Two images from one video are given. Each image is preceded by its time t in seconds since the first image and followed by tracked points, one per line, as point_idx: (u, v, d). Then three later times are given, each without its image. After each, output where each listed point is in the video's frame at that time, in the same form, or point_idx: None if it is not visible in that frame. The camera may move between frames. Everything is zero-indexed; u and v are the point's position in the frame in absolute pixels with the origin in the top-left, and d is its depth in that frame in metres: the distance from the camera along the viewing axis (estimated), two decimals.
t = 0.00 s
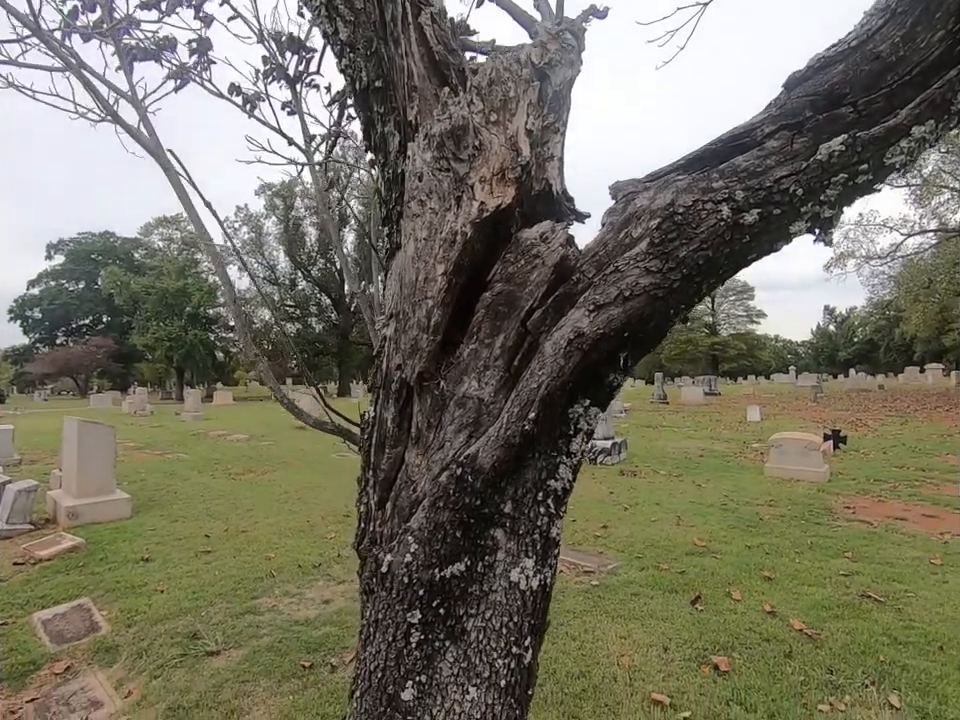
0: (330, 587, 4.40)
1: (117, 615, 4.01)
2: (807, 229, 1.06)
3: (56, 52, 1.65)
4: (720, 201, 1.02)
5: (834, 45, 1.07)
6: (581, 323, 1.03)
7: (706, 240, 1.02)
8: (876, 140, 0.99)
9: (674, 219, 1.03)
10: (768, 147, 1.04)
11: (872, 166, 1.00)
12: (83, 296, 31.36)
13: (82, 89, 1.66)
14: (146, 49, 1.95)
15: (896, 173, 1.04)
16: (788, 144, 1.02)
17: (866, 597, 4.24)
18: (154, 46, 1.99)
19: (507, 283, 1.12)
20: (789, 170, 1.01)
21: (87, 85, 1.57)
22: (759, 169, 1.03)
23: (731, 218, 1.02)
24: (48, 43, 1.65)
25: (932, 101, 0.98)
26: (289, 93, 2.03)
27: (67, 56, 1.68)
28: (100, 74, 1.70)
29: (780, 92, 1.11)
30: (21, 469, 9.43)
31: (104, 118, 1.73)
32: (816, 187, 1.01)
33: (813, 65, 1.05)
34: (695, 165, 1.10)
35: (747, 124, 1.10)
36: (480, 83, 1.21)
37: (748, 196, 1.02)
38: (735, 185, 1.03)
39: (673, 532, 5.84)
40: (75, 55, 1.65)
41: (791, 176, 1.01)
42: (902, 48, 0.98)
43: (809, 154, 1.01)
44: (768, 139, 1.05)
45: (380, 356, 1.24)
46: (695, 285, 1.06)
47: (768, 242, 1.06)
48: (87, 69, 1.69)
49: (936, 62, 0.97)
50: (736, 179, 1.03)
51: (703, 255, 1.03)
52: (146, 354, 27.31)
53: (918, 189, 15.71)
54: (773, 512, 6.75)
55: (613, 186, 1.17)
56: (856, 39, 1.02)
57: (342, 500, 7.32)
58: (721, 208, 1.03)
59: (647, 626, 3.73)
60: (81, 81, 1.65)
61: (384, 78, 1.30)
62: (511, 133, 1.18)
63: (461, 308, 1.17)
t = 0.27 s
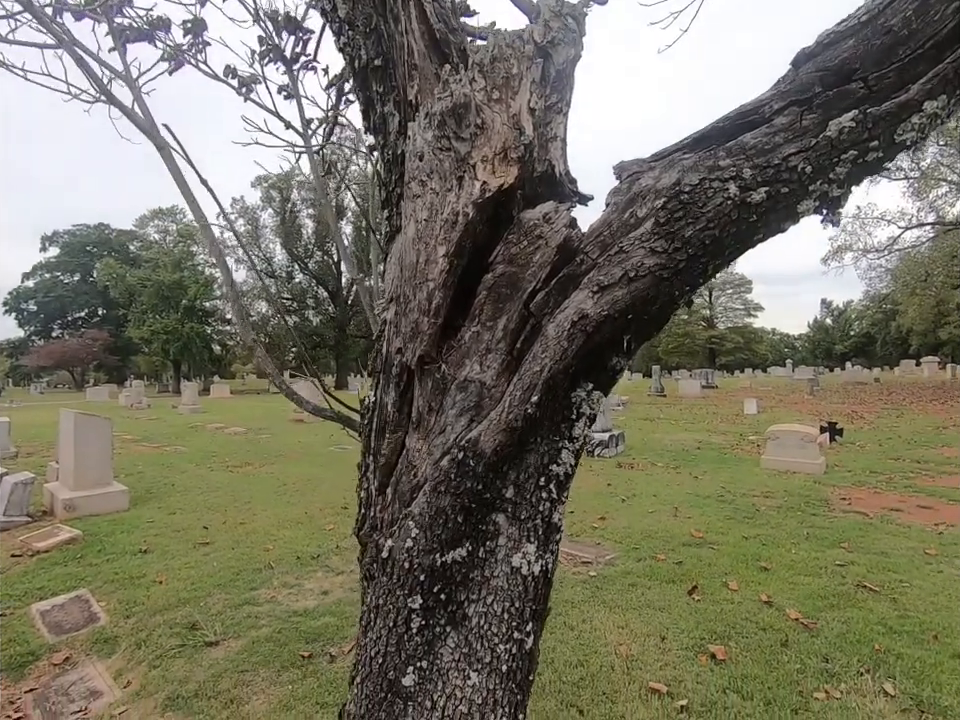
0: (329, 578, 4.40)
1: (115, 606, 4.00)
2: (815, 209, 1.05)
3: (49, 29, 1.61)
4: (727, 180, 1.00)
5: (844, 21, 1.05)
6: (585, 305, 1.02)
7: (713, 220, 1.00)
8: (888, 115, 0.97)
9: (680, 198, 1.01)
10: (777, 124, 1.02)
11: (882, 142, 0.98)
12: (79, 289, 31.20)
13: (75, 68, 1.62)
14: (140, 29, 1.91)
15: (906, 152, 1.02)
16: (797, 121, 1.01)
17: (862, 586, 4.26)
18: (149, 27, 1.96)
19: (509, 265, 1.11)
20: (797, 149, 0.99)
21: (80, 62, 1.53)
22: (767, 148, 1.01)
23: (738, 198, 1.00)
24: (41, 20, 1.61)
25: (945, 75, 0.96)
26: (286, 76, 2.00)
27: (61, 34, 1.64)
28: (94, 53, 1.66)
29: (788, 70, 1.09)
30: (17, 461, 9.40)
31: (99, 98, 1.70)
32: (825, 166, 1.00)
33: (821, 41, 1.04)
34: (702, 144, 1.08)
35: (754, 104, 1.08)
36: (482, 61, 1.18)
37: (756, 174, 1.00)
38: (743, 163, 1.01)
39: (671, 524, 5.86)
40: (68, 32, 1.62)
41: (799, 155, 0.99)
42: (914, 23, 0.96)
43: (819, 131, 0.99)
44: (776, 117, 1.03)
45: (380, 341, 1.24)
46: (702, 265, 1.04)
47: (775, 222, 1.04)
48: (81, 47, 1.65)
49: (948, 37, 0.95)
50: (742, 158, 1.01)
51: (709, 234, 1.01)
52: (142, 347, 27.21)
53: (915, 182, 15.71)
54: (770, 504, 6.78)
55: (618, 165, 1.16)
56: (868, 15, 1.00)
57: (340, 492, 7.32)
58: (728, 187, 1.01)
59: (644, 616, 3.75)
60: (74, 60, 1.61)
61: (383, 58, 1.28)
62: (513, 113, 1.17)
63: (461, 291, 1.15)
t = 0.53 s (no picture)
0: (327, 569, 4.40)
1: (114, 597, 4.00)
2: (822, 188, 1.04)
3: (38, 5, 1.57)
4: (732, 158, 0.99)
5: None
6: (587, 287, 1.01)
7: (718, 199, 0.99)
8: (898, 91, 0.95)
9: (684, 176, 1.00)
10: (784, 101, 1.00)
11: (892, 119, 0.96)
12: (74, 281, 31.02)
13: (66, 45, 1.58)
14: (133, 8, 1.87)
15: (917, 129, 1.00)
16: (805, 97, 0.99)
17: (857, 576, 4.28)
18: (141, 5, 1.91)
19: (510, 246, 1.10)
20: (804, 125, 0.98)
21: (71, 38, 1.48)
22: (774, 124, 0.99)
23: (744, 176, 0.99)
24: None
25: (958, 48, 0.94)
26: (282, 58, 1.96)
27: (51, 9, 1.59)
28: (85, 30, 1.62)
29: (797, 45, 1.07)
30: (14, 454, 9.37)
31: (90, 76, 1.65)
32: (832, 143, 0.98)
33: (831, 15, 1.01)
34: (707, 122, 1.06)
35: (760, 80, 1.06)
36: (482, 39, 1.16)
37: (762, 152, 0.98)
38: (749, 141, 1.00)
39: (668, 515, 5.87)
40: (58, 8, 1.57)
41: (806, 132, 0.98)
42: None
43: (827, 107, 0.97)
44: (783, 94, 1.01)
45: (379, 325, 1.22)
46: (706, 246, 1.03)
47: (781, 201, 1.03)
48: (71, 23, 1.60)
49: None
50: (748, 136, 0.99)
51: (714, 214, 1.00)
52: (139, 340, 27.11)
53: (914, 174, 15.68)
54: (767, 495, 6.80)
55: (621, 145, 1.14)
56: None
57: (338, 484, 7.32)
58: (733, 165, 0.99)
59: (642, 605, 3.76)
60: (65, 36, 1.57)
61: (381, 35, 1.26)
62: (515, 91, 1.15)
63: (461, 272, 1.14)
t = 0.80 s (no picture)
0: (326, 561, 4.41)
1: (112, 590, 4.00)
2: (827, 170, 1.03)
3: None
4: (736, 140, 0.98)
5: None
6: (588, 272, 1.00)
7: (722, 181, 0.98)
8: (906, 71, 0.94)
9: (688, 159, 0.99)
10: (790, 81, 0.99)
11: (899, 99, 0.95)
12: (71, 275, 30.89)
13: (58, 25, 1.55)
14: None
15: (924, 110, 0.99)
16: (811, 77, 0.98)
17: (854, 568, 4.30)
18: None
19: (510, 230, 1.08)
20: (811, 106, 0.97)
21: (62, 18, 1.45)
22: (779, 105, 0.98)
23: (748, 159, 0.98)
24: None
25: None
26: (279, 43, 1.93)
27: None
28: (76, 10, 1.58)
29: (803, 25, 1.05)
30: (11, 448, 9.35)
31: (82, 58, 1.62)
32: (838, 125, 0.97)
33: None
34: (711, 104, 1.05)
35: (765, 61, 1.04)
36: (482, 19, 1.15)
37: (767, 134, 0.97)
38: (753, 122, 0.98)
39: (666, 508, 5.89)
40: None
41: (812, 113, 0.97)
42: None
43: (833, 87, 0.96)
44: (789, 74, 1.00)
45: (377, 312, 1.21)
46: (708, 230, 1.02)
47: (786, 185, 1.02)
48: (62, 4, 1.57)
49: None
50: (753, 117, 0.98)
51: (717, 197, 0.99)
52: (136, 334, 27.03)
53: (913, 168, 15.65)
54: (764, 488, 6.82)
55: (622, 128, 1.13)
56: None
57: (336, 477, 7.32)
58: (737, 147, 0.98)
59: (640, 597, 3.77)
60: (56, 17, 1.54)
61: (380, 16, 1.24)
62: (515, 73, 1.14)
63: (459, 257, 1.13)
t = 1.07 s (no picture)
0: (325, 552, 4.41)
1: (111, 581, 4.00)
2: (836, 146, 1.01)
3: None
4: (743, 114, 0.96)
5: None
6: (591, 250, 0.99)
7: (728, 156, 0.97)
8: (919, 41, 0.92)
9: (694, 134, 0.97)
10: (799, 53, 0.97)
11: (910, 72, 0.94)
12: (66, 267, 30.70)
13: None
14: None
15: (933, 85, 0.98)
16: (821, 48, 0.96)
17: (850, 557, 4.32)
18: None
19: (511, 209, 1.06)
20: (821, 79, 0.95)
21: None
22: (788, 78, 0.96)
23: (756, 133, 0.96)
24: None
25: None
26: (274, 22, 1.89)
27: None
28: None
29: None
30: (8, 440, 9.32)
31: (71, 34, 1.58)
32: (848, 98, 0.95)
33: None
34: (717, 78, 1.04)
35: (774, 32, 1.02)
36: None
37: (775, 107, 0.96)
38: (761, 95, 0.97)
39: (664, 498, 5.90)
40: None
41: (822, 86, 0.95)
42: None
43: (844, 59, 0.94)
44: (798, 46, 0.98)
45: (375, 295, 1.20)
46: (713, 207, 1.01)
47: (793, 160, 1.00)
48: None
49: None
50: (761, 91, 0.97)
51: (724, 173, 0.97)
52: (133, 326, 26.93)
53: (912, 160, 15.59)
54: (761, 478, 6.84)
55: (625, 103, 1.11)
56: None
57: (334, 468, 7.32)
58: (744, 122, 0.97)
59: (638, 586, 3.78)
60: None
61: None
62: (516, 47, 1.11)
63: (460, 236, 1.12)
